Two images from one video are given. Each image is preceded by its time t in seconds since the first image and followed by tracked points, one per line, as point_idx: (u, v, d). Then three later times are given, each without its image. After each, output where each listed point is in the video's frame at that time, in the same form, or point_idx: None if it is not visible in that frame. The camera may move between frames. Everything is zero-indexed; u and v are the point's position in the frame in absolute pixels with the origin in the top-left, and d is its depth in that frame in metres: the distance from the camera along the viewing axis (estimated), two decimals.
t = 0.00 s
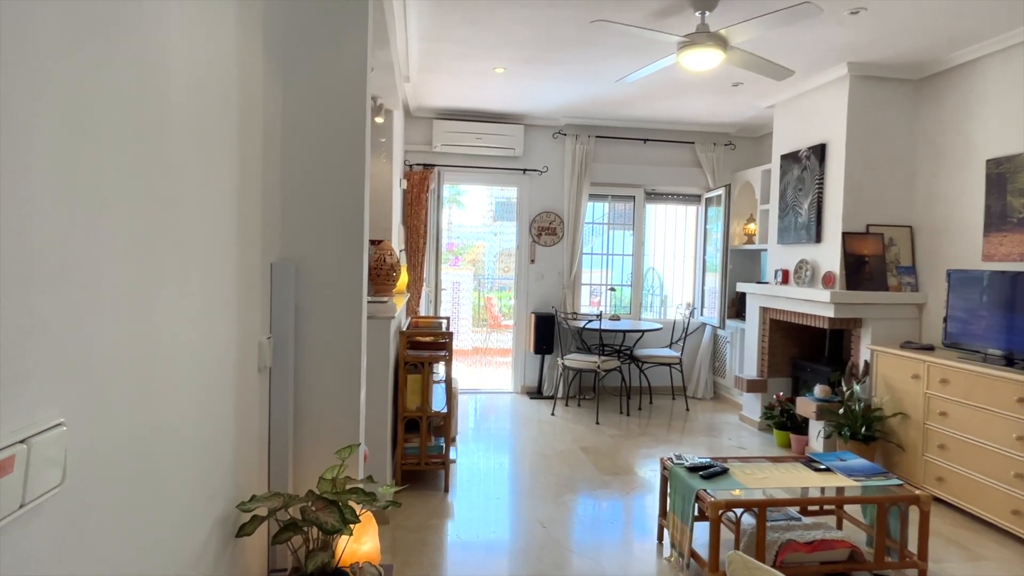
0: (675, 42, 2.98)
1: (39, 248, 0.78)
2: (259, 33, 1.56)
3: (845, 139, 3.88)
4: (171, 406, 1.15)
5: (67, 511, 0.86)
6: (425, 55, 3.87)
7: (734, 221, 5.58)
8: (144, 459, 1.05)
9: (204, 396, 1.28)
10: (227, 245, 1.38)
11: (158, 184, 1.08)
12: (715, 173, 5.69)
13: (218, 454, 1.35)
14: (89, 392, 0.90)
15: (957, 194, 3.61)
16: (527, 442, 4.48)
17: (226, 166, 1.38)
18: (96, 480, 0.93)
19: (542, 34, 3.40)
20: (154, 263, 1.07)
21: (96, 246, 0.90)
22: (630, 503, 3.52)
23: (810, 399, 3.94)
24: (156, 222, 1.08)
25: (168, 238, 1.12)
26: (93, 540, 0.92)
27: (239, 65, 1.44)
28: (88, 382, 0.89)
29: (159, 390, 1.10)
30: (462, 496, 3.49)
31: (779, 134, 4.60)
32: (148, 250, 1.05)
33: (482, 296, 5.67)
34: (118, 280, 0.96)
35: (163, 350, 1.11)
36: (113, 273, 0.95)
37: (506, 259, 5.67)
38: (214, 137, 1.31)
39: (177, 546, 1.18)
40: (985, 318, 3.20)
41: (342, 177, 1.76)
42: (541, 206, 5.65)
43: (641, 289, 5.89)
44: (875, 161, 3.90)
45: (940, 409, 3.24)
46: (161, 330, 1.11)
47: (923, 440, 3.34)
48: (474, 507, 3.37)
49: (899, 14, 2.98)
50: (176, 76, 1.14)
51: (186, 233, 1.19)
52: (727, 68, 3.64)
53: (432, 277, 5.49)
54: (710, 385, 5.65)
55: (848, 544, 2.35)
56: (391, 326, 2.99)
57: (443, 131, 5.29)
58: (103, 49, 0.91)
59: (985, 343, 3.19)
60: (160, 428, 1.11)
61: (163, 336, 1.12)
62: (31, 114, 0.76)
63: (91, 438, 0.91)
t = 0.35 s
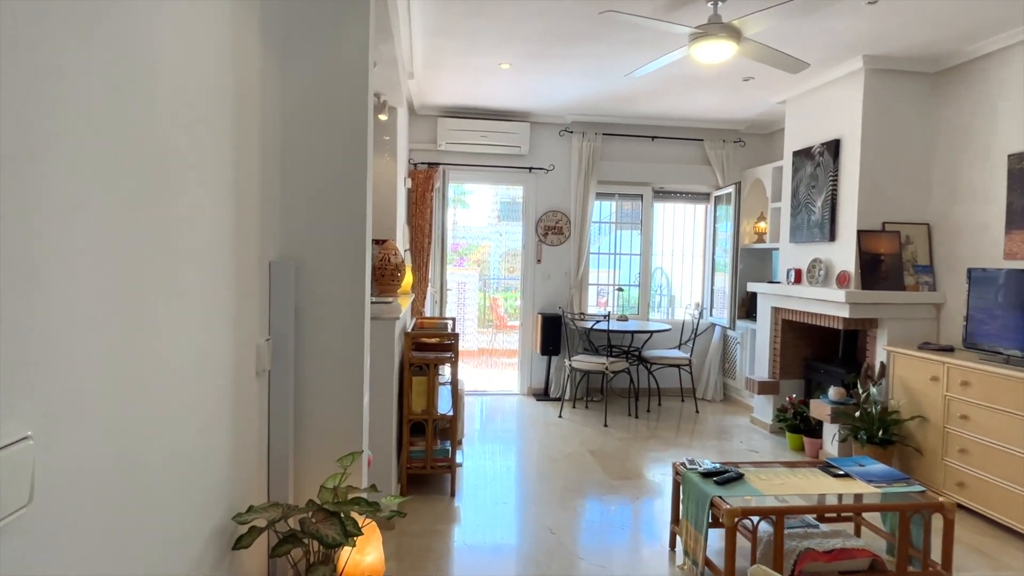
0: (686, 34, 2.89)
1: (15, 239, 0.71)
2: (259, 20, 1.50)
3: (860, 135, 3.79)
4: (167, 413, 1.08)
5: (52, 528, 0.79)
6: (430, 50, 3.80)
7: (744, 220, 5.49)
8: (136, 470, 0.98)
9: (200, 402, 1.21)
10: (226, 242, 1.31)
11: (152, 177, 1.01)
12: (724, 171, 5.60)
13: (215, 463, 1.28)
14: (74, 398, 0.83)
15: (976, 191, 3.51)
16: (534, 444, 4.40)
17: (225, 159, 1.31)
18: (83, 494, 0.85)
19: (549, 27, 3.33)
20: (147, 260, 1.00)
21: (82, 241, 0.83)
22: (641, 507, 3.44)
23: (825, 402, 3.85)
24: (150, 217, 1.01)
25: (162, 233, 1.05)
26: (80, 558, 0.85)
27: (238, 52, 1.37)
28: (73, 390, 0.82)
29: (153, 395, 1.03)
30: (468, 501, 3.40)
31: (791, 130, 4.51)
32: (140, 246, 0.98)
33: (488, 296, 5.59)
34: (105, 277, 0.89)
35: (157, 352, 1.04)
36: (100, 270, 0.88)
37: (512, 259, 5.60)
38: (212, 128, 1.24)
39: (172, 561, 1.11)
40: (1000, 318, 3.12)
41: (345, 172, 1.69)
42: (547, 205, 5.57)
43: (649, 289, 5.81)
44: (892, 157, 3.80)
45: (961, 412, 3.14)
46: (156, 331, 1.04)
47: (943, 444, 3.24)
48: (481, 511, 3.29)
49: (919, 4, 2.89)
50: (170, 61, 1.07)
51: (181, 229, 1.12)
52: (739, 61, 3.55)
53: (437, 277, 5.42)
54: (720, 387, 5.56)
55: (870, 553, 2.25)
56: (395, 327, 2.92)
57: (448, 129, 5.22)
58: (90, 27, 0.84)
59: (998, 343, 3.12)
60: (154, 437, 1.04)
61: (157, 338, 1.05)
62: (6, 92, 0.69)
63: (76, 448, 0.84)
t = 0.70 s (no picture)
0: (700, 27, 2.79)
1: None
2: (249, 9, 1.42)
3: (878, 132, 3.67)
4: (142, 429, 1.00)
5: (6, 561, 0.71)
6: (436, 47, 3.72)
7: (757, 221, 5.37)
8: (107, 494, 0.90)
9: (181, 416, 1.13)
10: (211, 244, 1.24)
11: (125, 175, 0.94)
12: (737, 171, 5.49)
13: (198, 479, 1.20)
14: (34, 418, 0.75)
15: (1000, 190, 3.39)
16: (542, 449, 4.31)
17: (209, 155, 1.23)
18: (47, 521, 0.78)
19: (557, 22, 3.24)
20: (118, 264, 0.93)
21: (41, 245, 0.75)
22: (652, 516, 3.34)
23: (842, 407, 3.73)
24: (123, 218, 0.94)
25: (138, 236, 0.97)
26: None
27: (225, 42, 1.29)
28: (31, 409, 0.74)
29: (126, 411, 0.95)
30: (474, 508, 3.31)
31: (806, 128, 4.39)
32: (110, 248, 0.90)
33: (496, 297, 5.50)
34: (70, 284, 0.81)
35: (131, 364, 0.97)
36: (64, 276, 0.80)
37: (520, 260, 5.51)
38: (194, 123, 1.17)
39: None
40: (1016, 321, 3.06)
41: (341, 170, 1.61)
42: (556, 206, 5.48)
43: (660, 291, 5.70)
44: (911, 155, 3.68)
45: (986, 420, 3.02)
46: (129, 340, 0.96)
47: (966, 453, 3.12)
48: (487, 519, 3.19)
49: None
50: (146, 48, 0.99)
51: (160, 230, 1.05)
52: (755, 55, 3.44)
53: (443, 278, 5.34)
54: (732, 391, 5.45)
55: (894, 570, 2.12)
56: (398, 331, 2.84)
57: (455, 128, 5.15)
58: (50, 8, 0.76)
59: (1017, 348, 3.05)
60: (128, 457, 0.96)
61: (132, 348, 0.97)
62: None
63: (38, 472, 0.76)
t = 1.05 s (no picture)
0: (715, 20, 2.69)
1: None
2: None
3: (898, 130, 3.55)
4: (108, 446, 0.92)
5: None
6: (442, 43, 3.64)
7: (771, 222, 5.24)
8: (65, 520, 0.82)
9: (154, 431, 1.05)
10: (189, 246, 1.15)
11: (87, 170, 0.86)
12: (750, 170, 5.36)
13: (173, 497, 1.12)
14: None
15: None
16: (549, 454, 4.21)
17: (187, 150, 1.15)
18: None
19: (566, 17, 3.15)
20: (78, 268, 0.84)
21: None
22: (663, 525, 3.23)
23: (860, 415, 3.64)
24: (87, 217, 0.86)
25: (105, 238, 0.90)
26: None
27: (205, 29, 1.21)
28: None
29: (88, 428, 0.87)
30: (480, 516, 3.22)
31: (823, 127, 4.26)
32: (69, 250, 0.82)
33: (504, 299, 5.41)
34: (21, 291, 0.74)
35: (94, 377, 0.89)
36: (13, 281, 0.72)
37: (528, 261, 5.41)
38: (168, 115, 1.08)
39: None
40: None
41: (333, 167, 1.52)
42: (565, 206, 5.38)
43: (671, 293, 5.58)
44: (933, 154, 3.55)
45: (1013, 430, 2.89)
46: (92, 350, 0.88)
47: (992, 464, 2.99)
48: (493, 527, 3.10)
49: None
50: (114, 34, 0.91)
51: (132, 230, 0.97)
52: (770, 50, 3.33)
53: (450, 279, 5.26)
54: (745, 395, 5.32)
55: None
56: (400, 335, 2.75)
57: (462, 127, 5.06)
58: None
59: None
60: (92, 478, 0.88)
61: (97, 359, 0.89)
62: None
63: None
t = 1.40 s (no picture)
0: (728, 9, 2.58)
1: None
2: None
3: (916, 126, 3.43)
4: (66, 455, 0.82)
5: None
6: (446, 36, 3.55)
7: (782, 221, 5.13)
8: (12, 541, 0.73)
9: (121, 439, 0.96)
10: (163, 238, 1.06)
11: (44, 147, 0.77)
12: (761, 169, 5.25)
13: (143, 512, 1.03)
14: None
15: None
16: (555, 459, 4.11)
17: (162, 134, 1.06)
18: None
19: (574, 8, 3.05)
20: (34, 255, 0.76)
21: None
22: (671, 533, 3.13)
23: (875, 420, 3.50)
24: (40, 202, 0.77)
25: (63, 225, 0.81)
26: None
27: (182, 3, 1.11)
28: None
29: (39, 435, 0.78)
30: (482, 523, 3.11)
31: (837, 123, 4.15)
32: (16, 233, 0.73)
33: (508, 300, 5.31)
34: None
35: (48, 379, 0.79)
36: None
37: (534, 261, 5.31)
38: (139, 95, 0.99)
39: None
40: None
41: (325, 156, 1.43)
42: (571, 204, 5.28)
43: (679, 294, 5.47)
44: (952, 151, 3.43)
45: None
46: (48, 349, 0.79)
47: (1016, 474, 2.87)
48: (496, 534, 3.00)
49: None
50: None
51: (96, 218, 0.88)
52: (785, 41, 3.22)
53: (454, 279, 5.17)
54: (755, 399, 5.21)
55: None
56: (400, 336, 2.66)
57: (467, 124, 4.97)
58: None
59: None
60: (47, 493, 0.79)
61: (54, 360, 0.80)
62: None
63: None
